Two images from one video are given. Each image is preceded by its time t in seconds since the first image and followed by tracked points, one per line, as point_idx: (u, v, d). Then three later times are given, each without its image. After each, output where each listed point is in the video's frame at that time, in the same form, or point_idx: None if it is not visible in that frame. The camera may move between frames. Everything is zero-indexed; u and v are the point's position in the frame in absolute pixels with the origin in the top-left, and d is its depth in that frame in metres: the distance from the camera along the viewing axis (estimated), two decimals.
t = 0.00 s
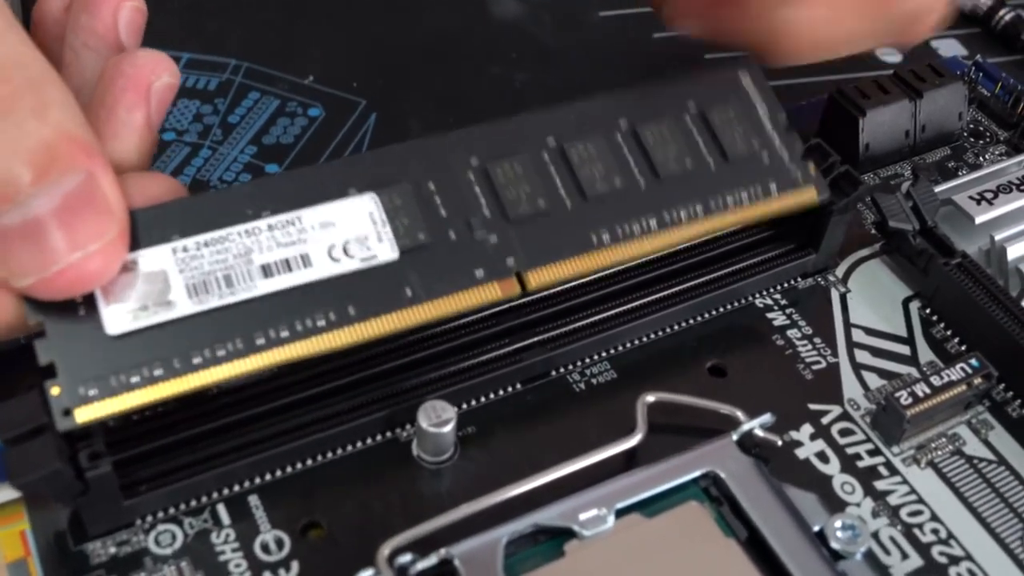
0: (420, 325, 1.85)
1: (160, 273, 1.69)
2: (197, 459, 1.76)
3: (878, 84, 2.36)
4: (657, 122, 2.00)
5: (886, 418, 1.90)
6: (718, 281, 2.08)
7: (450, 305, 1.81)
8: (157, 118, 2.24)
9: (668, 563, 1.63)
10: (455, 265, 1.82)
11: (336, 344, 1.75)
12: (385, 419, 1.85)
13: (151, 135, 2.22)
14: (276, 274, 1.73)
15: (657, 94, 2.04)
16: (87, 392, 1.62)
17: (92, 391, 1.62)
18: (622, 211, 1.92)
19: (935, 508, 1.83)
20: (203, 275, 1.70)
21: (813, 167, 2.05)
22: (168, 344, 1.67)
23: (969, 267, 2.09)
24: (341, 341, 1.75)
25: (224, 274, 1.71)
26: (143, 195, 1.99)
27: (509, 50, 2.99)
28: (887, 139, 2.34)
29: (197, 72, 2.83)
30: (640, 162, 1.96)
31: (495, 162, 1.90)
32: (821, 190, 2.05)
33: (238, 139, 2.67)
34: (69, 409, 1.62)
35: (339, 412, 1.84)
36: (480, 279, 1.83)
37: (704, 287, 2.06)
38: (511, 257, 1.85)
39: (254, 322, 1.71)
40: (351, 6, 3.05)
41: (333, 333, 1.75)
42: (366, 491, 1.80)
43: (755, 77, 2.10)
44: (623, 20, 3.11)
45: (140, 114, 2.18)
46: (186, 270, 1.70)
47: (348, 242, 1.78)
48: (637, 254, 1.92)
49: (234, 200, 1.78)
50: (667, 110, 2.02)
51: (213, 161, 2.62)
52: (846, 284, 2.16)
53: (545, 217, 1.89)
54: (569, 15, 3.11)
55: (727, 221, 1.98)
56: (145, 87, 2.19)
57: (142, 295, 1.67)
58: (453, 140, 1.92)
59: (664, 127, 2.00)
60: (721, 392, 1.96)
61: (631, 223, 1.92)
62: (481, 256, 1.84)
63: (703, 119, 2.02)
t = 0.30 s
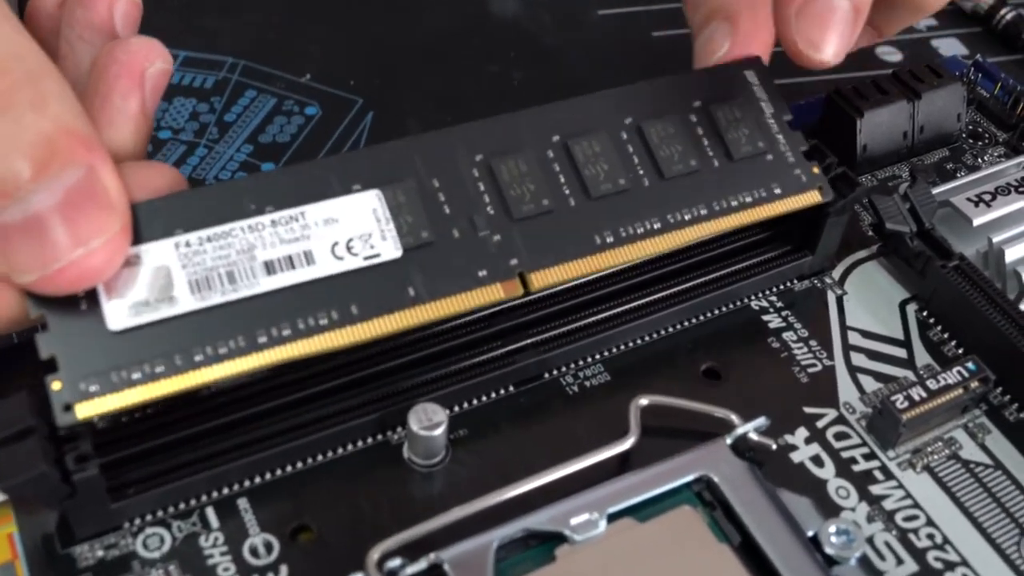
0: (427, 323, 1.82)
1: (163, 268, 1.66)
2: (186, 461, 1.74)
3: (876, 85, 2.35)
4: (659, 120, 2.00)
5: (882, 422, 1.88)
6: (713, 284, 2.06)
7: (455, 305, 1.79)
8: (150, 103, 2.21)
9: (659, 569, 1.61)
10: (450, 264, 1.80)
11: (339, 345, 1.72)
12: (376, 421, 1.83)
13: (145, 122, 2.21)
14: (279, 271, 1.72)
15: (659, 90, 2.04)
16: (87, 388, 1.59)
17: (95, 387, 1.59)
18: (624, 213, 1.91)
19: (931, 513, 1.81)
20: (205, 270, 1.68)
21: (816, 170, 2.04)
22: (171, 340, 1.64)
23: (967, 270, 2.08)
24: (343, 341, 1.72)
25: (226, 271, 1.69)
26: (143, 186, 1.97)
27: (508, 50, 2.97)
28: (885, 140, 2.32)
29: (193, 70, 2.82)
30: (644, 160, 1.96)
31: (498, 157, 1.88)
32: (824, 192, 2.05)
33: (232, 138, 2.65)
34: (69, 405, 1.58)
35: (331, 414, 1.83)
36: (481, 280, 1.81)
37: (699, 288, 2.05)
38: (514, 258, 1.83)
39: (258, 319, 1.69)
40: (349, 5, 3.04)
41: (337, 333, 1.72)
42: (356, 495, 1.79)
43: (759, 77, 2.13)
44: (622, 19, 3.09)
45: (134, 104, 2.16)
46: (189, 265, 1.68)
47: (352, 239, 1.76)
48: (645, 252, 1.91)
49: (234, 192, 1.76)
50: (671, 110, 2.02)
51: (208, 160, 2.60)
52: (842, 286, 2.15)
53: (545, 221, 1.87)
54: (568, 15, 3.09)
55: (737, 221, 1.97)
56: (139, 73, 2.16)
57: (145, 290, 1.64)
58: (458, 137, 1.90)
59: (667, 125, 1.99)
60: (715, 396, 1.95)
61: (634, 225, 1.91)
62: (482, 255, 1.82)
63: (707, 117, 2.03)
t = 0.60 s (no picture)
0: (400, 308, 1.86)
1: (141, 258, 1.58)
2: (176, 468, 1.74)
3: (870, 89, 2.35)
4: (664, 78, 1.86)
5: (875, 428, 1.88)
6: (707, 288, 2.05)
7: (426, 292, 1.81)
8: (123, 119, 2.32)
9: None
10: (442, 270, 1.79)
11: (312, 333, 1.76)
12: (367, 428, 1.83)
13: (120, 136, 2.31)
14: (262, 258, 1.65)
15: (669, 38, 1.87)
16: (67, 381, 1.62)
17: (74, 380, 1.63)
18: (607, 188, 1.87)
19: (923, 520, 1.80)
20: (185, 258, 1.61)
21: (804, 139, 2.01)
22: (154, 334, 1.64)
23: (960, 275, 2.08)
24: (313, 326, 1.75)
25: (207, 258, 1.62)
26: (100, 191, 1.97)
27: (504, 51, 2.95)
28: (880, 143, 2.32)
29: (189, 72, 2.81)
30: (642, 125, 1.86)
31: (497, 124, 1.76)
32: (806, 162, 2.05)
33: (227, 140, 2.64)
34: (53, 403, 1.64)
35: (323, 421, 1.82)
36: (466, 259, 1.81)
37: (692, 294, 2.05)
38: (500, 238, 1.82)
39: (239, 306, 1.68)
40: (345, 7, 3.03)
41: (320, 320, 1.75)
42: (347, 503, 1.78)
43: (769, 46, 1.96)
44: (620, 19, 3.08)
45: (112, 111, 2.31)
46: (167, 253, 1.60)
47: (337, 221, 1.69)
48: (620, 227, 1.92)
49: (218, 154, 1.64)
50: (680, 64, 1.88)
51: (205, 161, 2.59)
52: (836, 291, 2.14)
53: (534, 192, 1.82)
54: (563, 15, 3.08)
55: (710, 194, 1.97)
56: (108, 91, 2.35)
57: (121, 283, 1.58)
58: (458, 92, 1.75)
59: (671, 84, 1.86)
60: (708, 402, 1.94)
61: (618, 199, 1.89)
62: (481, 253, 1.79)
63: (715, 79, 1.90)
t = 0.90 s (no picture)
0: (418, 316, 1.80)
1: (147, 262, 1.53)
2: (168, 468, 1.73)
3: (867, 88, 2.35)
4: (686, 66, 1.83)
5: (871, 427, 1.87)
6: (702, 287, 2.05)
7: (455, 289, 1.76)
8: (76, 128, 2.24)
9: None
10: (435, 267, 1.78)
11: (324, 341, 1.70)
12: (360, 428, 1.82)
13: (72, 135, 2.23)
14: (276, 260, 1.61)
15: (690, 26, 1.84)
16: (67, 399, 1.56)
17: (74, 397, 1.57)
18: (623, 178, 1.83)
19: (919, 520, 1.79)
20: (195, 262, 1.56)
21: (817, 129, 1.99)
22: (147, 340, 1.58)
23: (957, 273, 2.06)
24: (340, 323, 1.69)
25: (219, 261, 1.58)
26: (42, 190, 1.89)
27: (501, 50, 2.94)
28: (877, 141, 2.31)
29: (186, 72, 2.80)
30: (662, 114, 1.83)
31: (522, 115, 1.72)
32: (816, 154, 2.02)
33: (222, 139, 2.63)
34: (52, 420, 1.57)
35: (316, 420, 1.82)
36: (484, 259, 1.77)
37: (687, 293, 2.04)
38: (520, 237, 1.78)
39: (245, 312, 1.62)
40: (342, 7, 3.02)
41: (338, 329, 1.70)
42: (339, 503, 1.77)
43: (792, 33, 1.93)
44: (619, 17, 3.07)
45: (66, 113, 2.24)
46: (177, 256, 1.55)
47: (357, 220, 1.65)
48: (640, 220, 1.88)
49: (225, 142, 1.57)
50: (701, 52, 1.84)
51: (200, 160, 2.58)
52: (832, 290, 2.13)
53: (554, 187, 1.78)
54: (560, 14, 3.07)
55: (722, 189, 1.93)
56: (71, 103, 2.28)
57: (122, 290, 1.53)
58: (478, 80, 1.71)
59: (695, 74, 1.84)
60: (704, 401, 1.93)
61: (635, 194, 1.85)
62: (484, 245, 1.76)
63: (732, 62, 1.87)
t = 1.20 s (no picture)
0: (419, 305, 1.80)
1: (146, 248, 1.52)
2: (170, 459, 1.72)
3: (870, 82, 2.34)
4: (697, 78, 1.81)
5: (875, 420, 1.86)
6: (705, 280, 2.04)
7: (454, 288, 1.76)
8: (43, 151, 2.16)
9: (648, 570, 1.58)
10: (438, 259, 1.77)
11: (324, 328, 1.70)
12: (363, 420, 1.81)
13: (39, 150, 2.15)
14: (276, 253, 1.61)
15: (703, 34, 1.81)
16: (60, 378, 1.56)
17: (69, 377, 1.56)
18: (628, 184, 1.82)
19: (924, 512, 1.79)
20: (195, 251, 1.55)
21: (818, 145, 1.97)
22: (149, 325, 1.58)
23: (961, 266, 2.06)
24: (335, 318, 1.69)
25: (218, 253, 1.57)
26: None
27: (502, 46, 2.93)
28: (880, 135, 2.30)
29: (186, 68, 2.80)
30: (667, 123, 1.81)
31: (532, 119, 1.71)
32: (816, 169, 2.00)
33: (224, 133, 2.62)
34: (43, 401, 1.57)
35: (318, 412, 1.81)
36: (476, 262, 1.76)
37: (690, 285, 2.03)
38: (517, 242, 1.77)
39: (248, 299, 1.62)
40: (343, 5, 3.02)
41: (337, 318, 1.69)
42: (342, 494, 1.76)
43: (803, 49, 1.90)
44: (619, 15, 3.07)
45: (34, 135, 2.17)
46: (176, 245, 1.54)
47: (358, 217, 1.64)
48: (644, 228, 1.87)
49: (233, 135, 1.56)
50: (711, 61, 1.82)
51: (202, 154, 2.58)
52: (836, 283, 2.13)
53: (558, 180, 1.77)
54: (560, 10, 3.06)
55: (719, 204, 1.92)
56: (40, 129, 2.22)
57: (114, 274, 1.52)
58: (489, 78, 1.69)
59: (703, 85, 1.81)
60: (707, 395, 1.93)
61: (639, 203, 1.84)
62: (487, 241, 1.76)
63: (743, 78, 1.85)
